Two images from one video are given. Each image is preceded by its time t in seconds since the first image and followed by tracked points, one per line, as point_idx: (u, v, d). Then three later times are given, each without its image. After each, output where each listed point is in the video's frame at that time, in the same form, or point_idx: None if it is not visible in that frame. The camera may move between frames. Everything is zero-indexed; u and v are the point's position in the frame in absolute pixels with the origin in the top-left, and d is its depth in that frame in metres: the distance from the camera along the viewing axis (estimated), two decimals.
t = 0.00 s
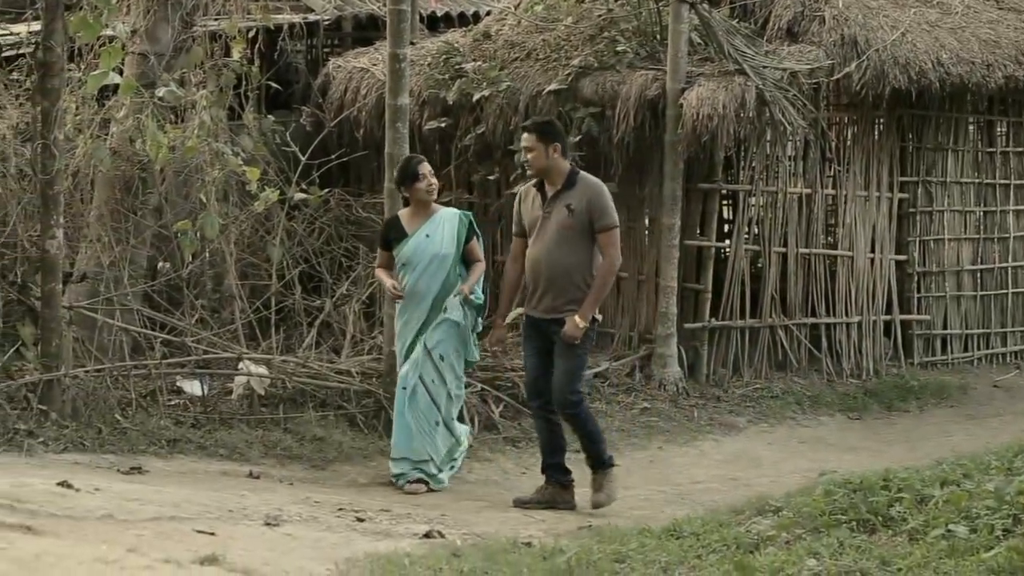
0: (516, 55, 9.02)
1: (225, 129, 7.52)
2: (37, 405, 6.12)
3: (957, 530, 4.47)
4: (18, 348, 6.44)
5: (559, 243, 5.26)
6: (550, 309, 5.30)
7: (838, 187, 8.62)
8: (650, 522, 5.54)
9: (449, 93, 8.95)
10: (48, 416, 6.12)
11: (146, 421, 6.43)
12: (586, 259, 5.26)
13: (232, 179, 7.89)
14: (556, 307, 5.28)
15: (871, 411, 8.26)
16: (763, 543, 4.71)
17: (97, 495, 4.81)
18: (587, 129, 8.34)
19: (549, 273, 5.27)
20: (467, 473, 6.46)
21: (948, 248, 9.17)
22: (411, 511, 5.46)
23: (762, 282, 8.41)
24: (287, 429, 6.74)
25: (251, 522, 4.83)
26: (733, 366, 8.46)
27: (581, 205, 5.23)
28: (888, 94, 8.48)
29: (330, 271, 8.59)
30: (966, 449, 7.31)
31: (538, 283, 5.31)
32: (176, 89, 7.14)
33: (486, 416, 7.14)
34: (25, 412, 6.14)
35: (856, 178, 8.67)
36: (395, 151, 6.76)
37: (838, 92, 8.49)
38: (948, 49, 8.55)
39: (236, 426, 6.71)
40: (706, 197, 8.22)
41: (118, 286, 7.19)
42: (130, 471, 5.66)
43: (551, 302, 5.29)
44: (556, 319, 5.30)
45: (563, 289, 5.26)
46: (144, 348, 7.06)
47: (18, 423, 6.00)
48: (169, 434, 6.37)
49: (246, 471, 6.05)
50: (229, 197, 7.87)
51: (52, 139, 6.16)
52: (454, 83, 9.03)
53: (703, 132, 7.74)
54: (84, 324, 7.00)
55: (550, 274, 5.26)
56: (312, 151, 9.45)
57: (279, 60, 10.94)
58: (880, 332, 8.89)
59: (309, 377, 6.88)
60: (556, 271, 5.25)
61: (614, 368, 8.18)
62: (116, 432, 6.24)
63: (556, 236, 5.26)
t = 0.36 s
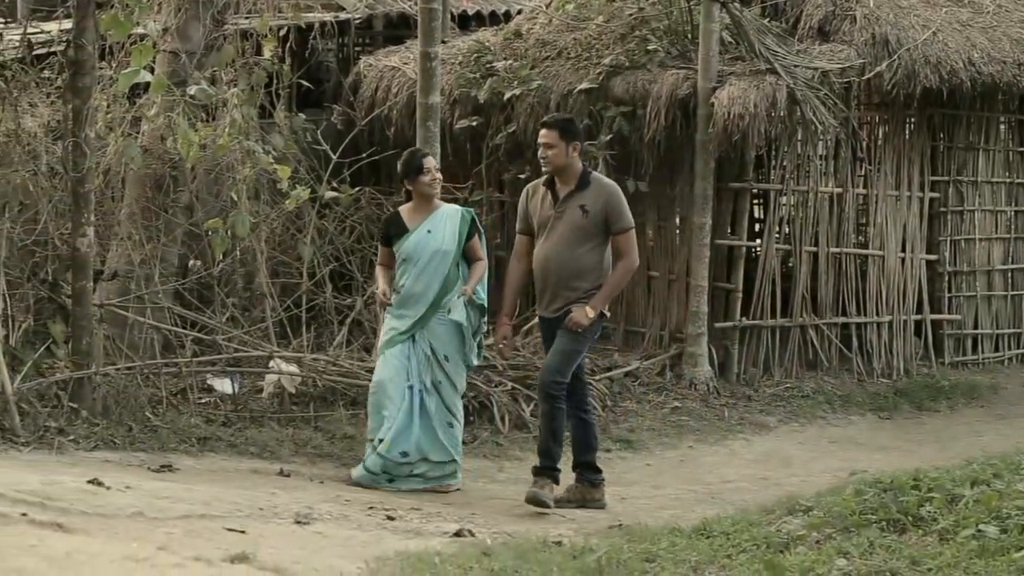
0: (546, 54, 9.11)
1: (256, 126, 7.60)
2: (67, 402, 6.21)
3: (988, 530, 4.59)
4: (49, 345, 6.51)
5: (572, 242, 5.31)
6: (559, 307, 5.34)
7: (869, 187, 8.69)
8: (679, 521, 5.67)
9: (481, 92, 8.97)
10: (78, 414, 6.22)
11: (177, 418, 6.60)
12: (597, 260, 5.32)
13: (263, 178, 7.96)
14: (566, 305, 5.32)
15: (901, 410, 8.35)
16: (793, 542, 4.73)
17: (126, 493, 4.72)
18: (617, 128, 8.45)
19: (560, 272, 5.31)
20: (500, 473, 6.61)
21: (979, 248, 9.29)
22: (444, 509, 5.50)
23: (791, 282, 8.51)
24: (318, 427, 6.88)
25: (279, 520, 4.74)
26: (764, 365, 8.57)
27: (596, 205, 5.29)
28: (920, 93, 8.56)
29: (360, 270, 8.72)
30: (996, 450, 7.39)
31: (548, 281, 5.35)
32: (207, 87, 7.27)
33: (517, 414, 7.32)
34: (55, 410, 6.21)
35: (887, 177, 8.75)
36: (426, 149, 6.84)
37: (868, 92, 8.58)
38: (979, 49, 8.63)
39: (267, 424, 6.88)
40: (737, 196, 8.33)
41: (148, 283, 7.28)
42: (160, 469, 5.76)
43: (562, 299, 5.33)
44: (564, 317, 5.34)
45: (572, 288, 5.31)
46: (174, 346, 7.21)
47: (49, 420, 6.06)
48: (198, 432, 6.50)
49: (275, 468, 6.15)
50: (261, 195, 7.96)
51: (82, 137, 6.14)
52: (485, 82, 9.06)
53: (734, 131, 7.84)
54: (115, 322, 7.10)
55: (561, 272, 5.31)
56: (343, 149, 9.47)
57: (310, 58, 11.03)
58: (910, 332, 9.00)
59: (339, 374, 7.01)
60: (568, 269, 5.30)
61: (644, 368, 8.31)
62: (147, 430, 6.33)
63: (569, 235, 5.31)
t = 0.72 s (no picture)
0: (578, 54, 9.08)
1: (286, 126, 7.63)
2: (98, 402, 6.22)
3: (1019, 532, 4.53)
4: (80, 344, 6.48)
5: (575, 252, 5.21)
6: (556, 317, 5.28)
7: (900, 187, 8.63)
8: (710, 521, 5.66)
9: (512, 92, 8.98)
10: (109, 412, 6.23)
11: (207, 418, 6.63)
12: (597, 272, 5.23)
13: (293, 178, 7.94)
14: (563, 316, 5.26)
15: (931, 411, 8.27)
16: (824, 543, 4.68)
17: (157, 492, 4.74)
18: (649, 128, 8.41)
19: (560, 281, 5.23)
20: (529, 472, 6.60)
21: (1011, 249, 9.20)
22: (473, 509, 5.49)
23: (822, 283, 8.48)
24: (348, 427, 6.94)
25: (310, 519, 4.74)
26: (794, 366, 8.52)
27: (603, 218, 5.18)
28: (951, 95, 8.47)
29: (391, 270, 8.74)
30: None
31: (546, 289, 5.27)
32: (240, 86, 7.35)
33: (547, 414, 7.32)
34: (85, 408, 6.23)
35: (918, 178, 8.68)
36: (456, 149, 6.84)
37: (900, 92, 8.48)
38: (1013, 49, 8.54)
39: (296, 424, 6.91)
40: (768, 195, 8.26)
41: (180, 283, 7.26)
42: (191, 469, 5.78)
43: (560, 308, 5.25)
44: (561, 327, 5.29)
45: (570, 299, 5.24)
46: (205, 345, 7.24)
47: (79, 419, 6.06)
48: (228, 432, 6.53)
49: (306, 468, 6.16)
50: (291, 195, 7.91)
51: (114, 136, 6.16)
52: (516, 82, 9.07)
53: (765, 132, 7.80)
54: (146, 321, 7.10)
55: (561, 280, 5.22)
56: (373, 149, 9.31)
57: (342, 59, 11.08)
58: (941, 332, 8.90)
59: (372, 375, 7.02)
60: (567, 280, 5.22)
61: (673, 367, 8.29)
62: (178, 429, 6.36)
63: (573, 244, 5.21)
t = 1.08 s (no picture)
0: (608, 54, 9.05)
1: (317, 125, 7.66)
2: (128, 401, 6.21)
3: None
4: (110, 343, 6.48)
5: (586, 236, 5.05)
6: (571, 304, 5.11)
7: (932, 188, 8.54)
8: (740, 522, 5.63)
9: (543, 92, 8.93)
10: (139, 412, 6.21)
11: (237, 418, 6.65)
12: (611, 254, 5.05)
13: (324, 178, 7.96)
14: (578, 302, 5.09)
15: (962, 412, 8.20)
16: (854, 544, 4.64)
17: (186, 491, 4.74)
18: (680, 129, 8.38)
19: (572, 266, 5.08)
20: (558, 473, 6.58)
21: None
22: (503, 509, 5.47)
23: (853, 283, 8.40)
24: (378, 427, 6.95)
25: (341, 519, 4.75)
26: (824, 366, 8.46)
27: (611, 197, 5.00)
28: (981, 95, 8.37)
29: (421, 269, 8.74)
30: None
31: (559, 274, 5.12)
32: (271, 86, 7.41)
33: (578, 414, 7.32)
34: (116, 407, 6.23)
35: (950, 178, 8.60)
36: (487, 149, 6.80)
37: (930, 93, 8.41)
38: None
39: (326, 424, 6.93)
40: (799, 195, 8.21)
41: (210, 282, 7.27)
42: (221, 468, 5.80)
43: (575, 297, 5.10)
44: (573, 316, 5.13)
45: (584, 284, 5.07)
46: (236, 344, 7.26)
47: (110, 418, 6.06)
48: (259, 431, 6.55)
49: (336, 467, 6.17)
50: (321, 195, 7.92)
51: (145, 136, 6.18)
52: (548, 81, 9.02)
53: (796, 132, 7.73)
54: (177, 320, 7.09)
55: (573, 267, 5.07)
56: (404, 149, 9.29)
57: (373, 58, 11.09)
58: (972, 333, 8.83)
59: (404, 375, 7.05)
60: (579, 264, 5.06)
61: (704, 368, 8.23)
62: (208, 429, 6.37)
63: (582, 227, 5.05)
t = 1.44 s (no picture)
0: (637, 54, 9.02)
1: (346, 125, 7.67)
2: (156, 400, 6.23)
3: None
4: (138, 342, 6.49)
5: (589, 242, 4.96)
6: (579, 311, 5.02)
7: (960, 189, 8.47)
8: (767, 522, 5.61)
9: (572, 94, 8.83)
10: (167, 411, 6.23)
11: (265, 417, 6.68)
12: (616, 258, 4.96)
13: (353, 178, 7.98)
14: (585, 309, 5.01)
15: (990, 413, 8.13)
16: (881, 545, 4.60)
17: (213, 491, 4.75)
18: (707, 129, 8.35)
19: (576, 273, 4.98)
20: (586, 473, 6.57)
21: None
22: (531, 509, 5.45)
23: (881, 287, 8.32)
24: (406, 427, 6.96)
25: (368, 518, 4.75)
26: (852, 367, 8.40)
27: (612, 201, 4.90)
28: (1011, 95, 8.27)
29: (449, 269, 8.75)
30: None
31: (564, 282, 5.03)
32: (295, 85, 7.31)
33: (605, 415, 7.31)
34: (144, 407, 6.24)
35: (978, 179, 8.54)
36: (515, 149, 6.79)
37: (959, 93, 8.33)
38: None
39: (354, 424, 6.95)
40: (827, 196, 8.17)
41: (238, 282, 7.28)
42: (249, 468, 5.81)
43: (581, 305, 5.01)
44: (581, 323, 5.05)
45: (591, 290, 4.98)
46: (263, 344, 7.28)
47: (138, 417, 6.07)
48: (285, 430, 6.57)
49: (364, 467, 6.18)
50: (350, 195, 7.93)
51: (172, 136, 6.20)
52: (576, 81, 9.00)
53: (824, 133, 7.69)
54: (204, 320, 7.11)
55: (579, 274, 4.98)
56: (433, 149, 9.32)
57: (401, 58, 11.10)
58: (1000, 334, 8.78)
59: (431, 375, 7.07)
60: (584, 270, 4.97)
61: (732, 368, 8.18)
62: (235, 428, 6.39)
63: (585, 233, 4.96)
